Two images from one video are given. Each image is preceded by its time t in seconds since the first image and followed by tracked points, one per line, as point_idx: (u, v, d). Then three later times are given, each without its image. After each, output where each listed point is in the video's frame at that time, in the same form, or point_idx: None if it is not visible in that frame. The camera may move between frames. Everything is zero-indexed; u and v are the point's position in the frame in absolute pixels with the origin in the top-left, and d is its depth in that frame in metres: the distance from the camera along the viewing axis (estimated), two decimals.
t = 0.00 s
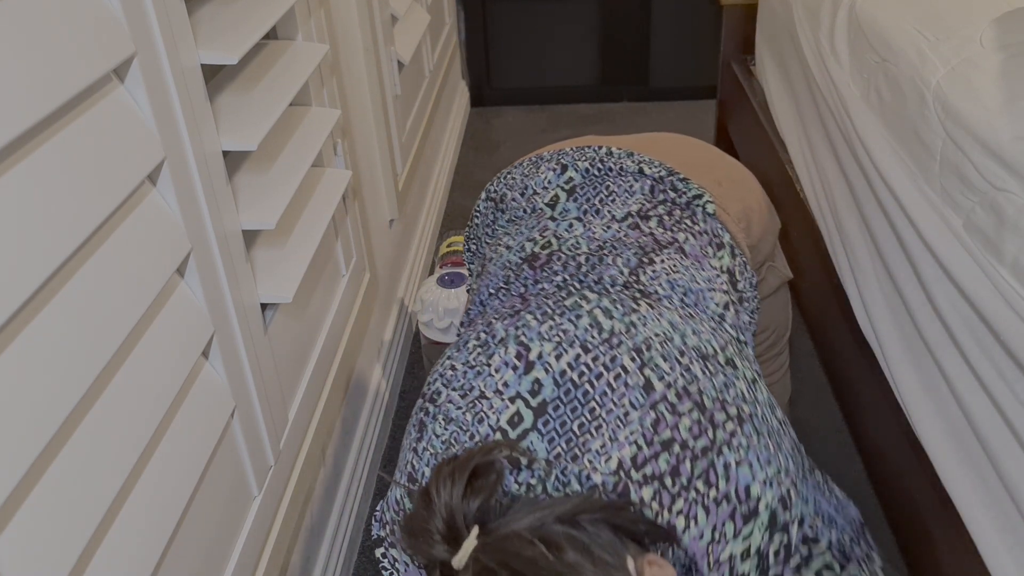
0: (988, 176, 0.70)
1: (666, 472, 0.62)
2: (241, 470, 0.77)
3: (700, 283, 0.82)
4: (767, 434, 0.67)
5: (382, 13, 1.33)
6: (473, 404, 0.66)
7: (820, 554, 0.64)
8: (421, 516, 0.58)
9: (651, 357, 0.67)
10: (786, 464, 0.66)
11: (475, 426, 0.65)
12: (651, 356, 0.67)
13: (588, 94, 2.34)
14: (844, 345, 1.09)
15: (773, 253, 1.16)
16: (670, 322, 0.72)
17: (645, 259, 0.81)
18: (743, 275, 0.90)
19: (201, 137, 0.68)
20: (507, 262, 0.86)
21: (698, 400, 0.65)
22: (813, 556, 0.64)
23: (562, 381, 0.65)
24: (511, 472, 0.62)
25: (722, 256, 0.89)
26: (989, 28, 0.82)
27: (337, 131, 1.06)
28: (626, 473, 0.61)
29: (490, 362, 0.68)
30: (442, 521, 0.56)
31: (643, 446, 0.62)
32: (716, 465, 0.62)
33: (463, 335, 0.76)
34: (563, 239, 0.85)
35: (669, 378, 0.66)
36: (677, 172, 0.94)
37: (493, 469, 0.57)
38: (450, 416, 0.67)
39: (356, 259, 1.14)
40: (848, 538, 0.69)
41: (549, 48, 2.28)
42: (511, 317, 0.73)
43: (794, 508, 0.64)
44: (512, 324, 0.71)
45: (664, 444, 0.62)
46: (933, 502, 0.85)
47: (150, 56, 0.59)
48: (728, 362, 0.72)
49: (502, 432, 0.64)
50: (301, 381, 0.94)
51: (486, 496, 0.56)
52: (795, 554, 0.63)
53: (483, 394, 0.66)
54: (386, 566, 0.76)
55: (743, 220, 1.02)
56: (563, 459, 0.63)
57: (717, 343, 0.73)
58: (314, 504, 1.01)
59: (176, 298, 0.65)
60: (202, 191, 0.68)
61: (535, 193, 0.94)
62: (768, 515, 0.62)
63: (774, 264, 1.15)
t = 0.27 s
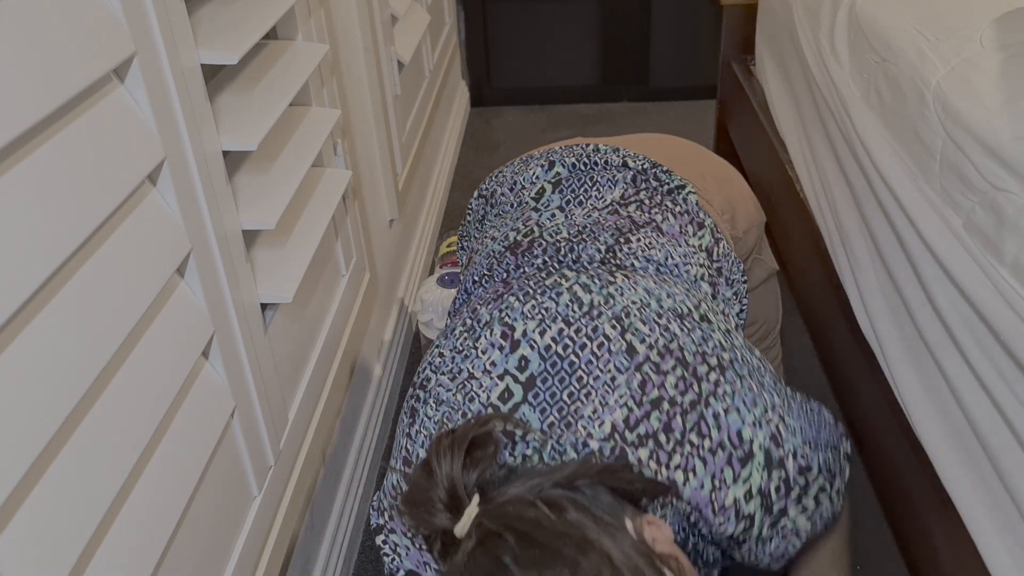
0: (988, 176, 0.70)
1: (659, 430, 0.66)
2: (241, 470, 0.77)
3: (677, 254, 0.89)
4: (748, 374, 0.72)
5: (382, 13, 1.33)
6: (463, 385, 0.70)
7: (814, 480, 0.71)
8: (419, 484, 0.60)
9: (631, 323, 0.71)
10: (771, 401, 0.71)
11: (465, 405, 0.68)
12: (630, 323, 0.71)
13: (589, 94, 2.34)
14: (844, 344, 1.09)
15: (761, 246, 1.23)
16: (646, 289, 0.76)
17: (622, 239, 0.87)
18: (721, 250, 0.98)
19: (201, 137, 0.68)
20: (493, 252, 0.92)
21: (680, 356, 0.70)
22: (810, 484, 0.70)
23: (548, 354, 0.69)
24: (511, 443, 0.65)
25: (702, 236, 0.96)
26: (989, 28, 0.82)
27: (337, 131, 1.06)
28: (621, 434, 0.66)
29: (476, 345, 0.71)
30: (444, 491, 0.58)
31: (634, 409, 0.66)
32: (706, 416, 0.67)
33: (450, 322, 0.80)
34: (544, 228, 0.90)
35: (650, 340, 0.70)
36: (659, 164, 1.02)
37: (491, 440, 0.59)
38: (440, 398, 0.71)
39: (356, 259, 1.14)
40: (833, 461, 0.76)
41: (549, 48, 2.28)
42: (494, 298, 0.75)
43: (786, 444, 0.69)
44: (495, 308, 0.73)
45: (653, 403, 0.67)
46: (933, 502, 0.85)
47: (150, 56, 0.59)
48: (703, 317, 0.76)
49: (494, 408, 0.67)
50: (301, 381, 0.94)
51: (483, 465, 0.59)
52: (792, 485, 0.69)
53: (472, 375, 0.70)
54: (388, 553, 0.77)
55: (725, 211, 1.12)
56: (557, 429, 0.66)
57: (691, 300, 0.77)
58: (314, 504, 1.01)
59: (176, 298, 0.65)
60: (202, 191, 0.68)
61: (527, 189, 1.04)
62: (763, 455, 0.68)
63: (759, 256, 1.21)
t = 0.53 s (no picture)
0: (988, 176, 0.70)
1: (647, 387, 0.71)
2: (241, 470, 0.77)
3: (666, 229, 0.92)
4: (727, 329, 0.78)
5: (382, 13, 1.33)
6: (460, 362, 0.75)
7: (799, 423, 0.77)
8: (427, 449, 0.65)
9: (616, 293, 0.77)
10: (750, 353, 0.77)
11: (461, 379, 0.74)
12: (614, 292, 0.77)
13: (589, 94, 2.34)
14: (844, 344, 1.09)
15: (757, 239, 1.27)
16: (629, 262, 0.81)
17: (610, 220, 0.91)
18: (714, 234, 0.98)
19: (201, 137, 0.68)
20: (489, 242, 0.97)
21: (662, 318, 0.75)
22: (794, 428, 0.76)
23: (539, 327, 0.75)
24: (508, 406, 0.70)
25: (694, 218, 0.97)
26: (989, 28, 0.82)
27: (337, 131, 1.06)
28: (609, 394, 0.70)
29: (470, 327, 0.77)
30: (448, 452, 0.63)
31: (622, 370, 0.71)
32: (689, 371, 0.73)
33: (449, 310, 0.86)
34: (536, 218, 0.95)
35: (633, 308, 0.76)
36: (654, 159, 1.04)
37: (488, 404, 0.63)
38: (438, 376, 0.77)
39: (357, 258, 1.14)
40: (821, 399, 0.82)
41: (549, 48, 2.28)
42: (488, 284, 0.82)
43: (766, 393, 0.75)
44: (488, 291, 0.80)
45: (639, 363, 0.72)
46: (933, 502, 0.85)
47: (150, 56, 0.59)
48: (683, 283, 0.83)
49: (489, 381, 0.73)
50: (301, 380, 0.94)
51: (482, 426, 0.63)
52: (776, 432, 0.74)
53: (468, 353, 0.76)
54: (391, 534, 0.80)
55: (720, 204, 1.16)
56: (548, 396, 0.71)
57: (672, 267, 0.84)
58: (314, 504, 1.01)
59: (176, 298, 0.64)
60: (202, 191, 0.68)
61: (525, 184, 1.08)
62: (746, 404, 0.73)
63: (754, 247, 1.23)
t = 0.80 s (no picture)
0: (988, 176, 0.70)
1: (660, 358, 0.74)
2: (241, 470, 0.77)
3: (667, 218, 0.92)
4: (735, 301, 0.80)
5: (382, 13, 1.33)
6: (471, 350, 0.76)
7: (810, 388, 0.80)
8: (447, 425, 0.65)
9: (623, 273, 0.78)
10: (757, 320, 0.80)
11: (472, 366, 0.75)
12: (621, 272, 0.78)
13: (589, 94, 2.34)
14: (843, 343, 1.09)
15: (755, 234, 1.26)
16: (633, 242, 0.83)
17: (613, 209, 0.91)
18: (714, 225, 0.98)
19: (201, 137, 0.68)
20: (493, 237, 0.99)
21: (669, 292, 0.77)
22: (806, 393, 0.80)
23: (550, 311, 0.76)
24: (525, 385, 0.72)
25: (694, 211, 0.97)
26: (989, 28, 0.82)
27: (337, 131, 1.06)
28: (623, 366, 0.73)
29: (480, 315, 0.78)
30: (471, 431, 0.63)
31: (634, 343, 0.74)
32: (701, 341, 0.75)
33: (457, 301, 0.87)
34: (540, 211, 0.96)
35: (641, 283, 0.77)
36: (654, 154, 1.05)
37: (507, 380, 0.65)
38: (450, 364, 0.77)
39: (357, 258, 1.14)
40: (827, 367, 0.84)
41: (549, 48, 2.28)
42: (495, 273, 0.83)
43: (777, 357, 0.79)
44: (495, 280, 0.81)
45: (651, 335, 0.75)
46: (933, 502, 0.85)
47: (149, 56, 0.59)
48: (687, 261, 0.83)
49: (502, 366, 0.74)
50: (301, 380, 0.94)
51: (500, 404, 0.64)
52: (789, 395, 0.78)
53: (479, 341, 0.77)
54: (408, 520, 0.79)
55: (719, 199, 1.16)
56: (564, 372, 0.73)
57: (676, 246, 0.85)
58: (314, 504, 1.01)
59: (175, 298, 0.64)
60: (202, 191, 0.68)
61: (528, 183, 1.08)
62: (757, 370, 0.77)
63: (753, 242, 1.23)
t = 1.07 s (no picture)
0: (988, 176, 0.70)
1: (660, 332, 0.74)
2: (241, 470, 0.77)
3: (664, 207, 0.93)
4: (732, 277, 0.81)
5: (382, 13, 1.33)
6: (473, 338, 0.77)
7: (809, 358, 0.80)
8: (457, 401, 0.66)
9: (621, 255, 0.79)
10: (755, 295, 0.80)
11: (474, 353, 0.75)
12: (619, 255, 0.79)
13: (589, 94, 2.34)
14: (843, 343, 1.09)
15: (753, 230, 1.27)
16: (630, 228, 0.84)
17: (611, 200, 0.92)
18: (711, 218, 0.98)
19: (201, 137, 0.68)
20: (493, 232, 0.99)
21: (666, 269, 0.78)
22: (804, 362, 0.80)
23: (549, 295, 0.77)
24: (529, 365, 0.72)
25: (691, 203, 0.97)
26: (989, 28, 0.82)
27: (337, 131, 1.06)
28: (623, 341, 0.74)
29: (482, 304, 0.79)
30: (480, 408, 0.63)
31: (634, 320, 0.75)
32: (699, 314, 0.76)
33: (458, 293, 0.88)
34: (539, 205, 0.97)
35: (640, 264, 0.78)
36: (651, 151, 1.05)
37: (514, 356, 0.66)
38: (455, 353, 0.78)
39: (357, 258, 1.14)
40: (824, 341, 0.84)
41: (549, 48, 2.28)
42: (496, 263, 0.84)
43: (777, 327, 0.79)
44: (496, 269, 0.81)
45: (649, 311, 0.75)
46: (933, 502, 0.85)
47: (149, 56, 0.59)
48: (684, 243, 0.85)
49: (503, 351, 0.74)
50: (302, 380, 0.94)
51: (508, 380, 0.65)
52: (788, 364, 0.79)
53: (482, 328, 0.77)
54: (416, 509, 0.78)
55: (715, 195, 1.17)
56: (566, 351, 0.73)
57: (673, 231, 0.87)
58: (314, 505, 1.01)
59: (175, 298, 0.64)
60: (202, 191, 0.68)
61: (528, 182, 1.09)
62: (757, 339, 0.77)
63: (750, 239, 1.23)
